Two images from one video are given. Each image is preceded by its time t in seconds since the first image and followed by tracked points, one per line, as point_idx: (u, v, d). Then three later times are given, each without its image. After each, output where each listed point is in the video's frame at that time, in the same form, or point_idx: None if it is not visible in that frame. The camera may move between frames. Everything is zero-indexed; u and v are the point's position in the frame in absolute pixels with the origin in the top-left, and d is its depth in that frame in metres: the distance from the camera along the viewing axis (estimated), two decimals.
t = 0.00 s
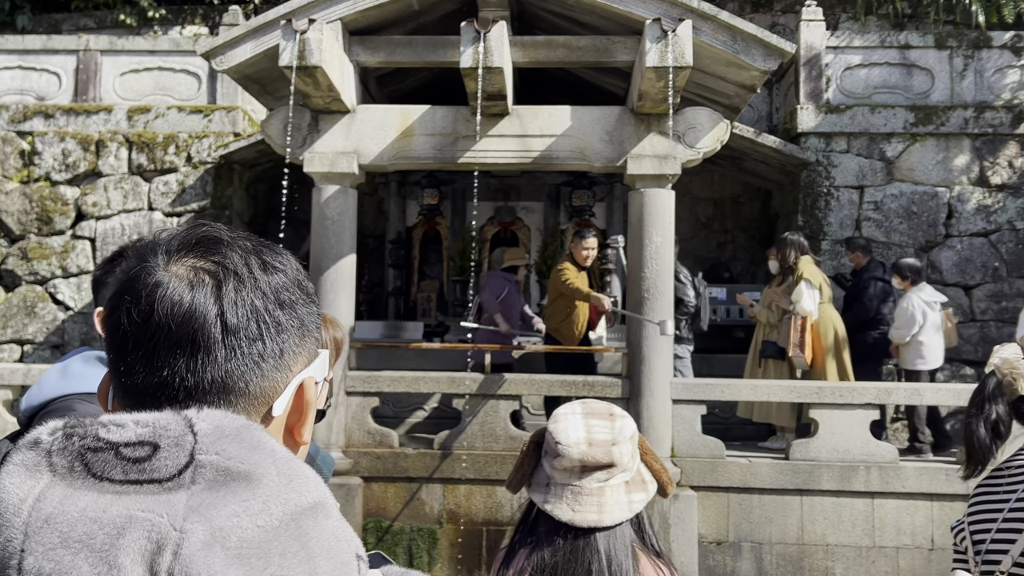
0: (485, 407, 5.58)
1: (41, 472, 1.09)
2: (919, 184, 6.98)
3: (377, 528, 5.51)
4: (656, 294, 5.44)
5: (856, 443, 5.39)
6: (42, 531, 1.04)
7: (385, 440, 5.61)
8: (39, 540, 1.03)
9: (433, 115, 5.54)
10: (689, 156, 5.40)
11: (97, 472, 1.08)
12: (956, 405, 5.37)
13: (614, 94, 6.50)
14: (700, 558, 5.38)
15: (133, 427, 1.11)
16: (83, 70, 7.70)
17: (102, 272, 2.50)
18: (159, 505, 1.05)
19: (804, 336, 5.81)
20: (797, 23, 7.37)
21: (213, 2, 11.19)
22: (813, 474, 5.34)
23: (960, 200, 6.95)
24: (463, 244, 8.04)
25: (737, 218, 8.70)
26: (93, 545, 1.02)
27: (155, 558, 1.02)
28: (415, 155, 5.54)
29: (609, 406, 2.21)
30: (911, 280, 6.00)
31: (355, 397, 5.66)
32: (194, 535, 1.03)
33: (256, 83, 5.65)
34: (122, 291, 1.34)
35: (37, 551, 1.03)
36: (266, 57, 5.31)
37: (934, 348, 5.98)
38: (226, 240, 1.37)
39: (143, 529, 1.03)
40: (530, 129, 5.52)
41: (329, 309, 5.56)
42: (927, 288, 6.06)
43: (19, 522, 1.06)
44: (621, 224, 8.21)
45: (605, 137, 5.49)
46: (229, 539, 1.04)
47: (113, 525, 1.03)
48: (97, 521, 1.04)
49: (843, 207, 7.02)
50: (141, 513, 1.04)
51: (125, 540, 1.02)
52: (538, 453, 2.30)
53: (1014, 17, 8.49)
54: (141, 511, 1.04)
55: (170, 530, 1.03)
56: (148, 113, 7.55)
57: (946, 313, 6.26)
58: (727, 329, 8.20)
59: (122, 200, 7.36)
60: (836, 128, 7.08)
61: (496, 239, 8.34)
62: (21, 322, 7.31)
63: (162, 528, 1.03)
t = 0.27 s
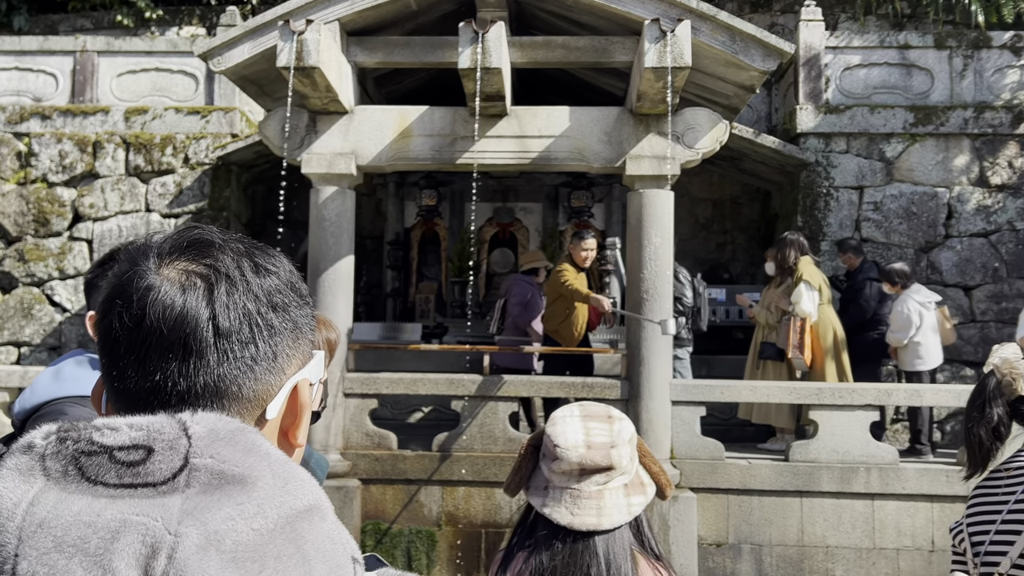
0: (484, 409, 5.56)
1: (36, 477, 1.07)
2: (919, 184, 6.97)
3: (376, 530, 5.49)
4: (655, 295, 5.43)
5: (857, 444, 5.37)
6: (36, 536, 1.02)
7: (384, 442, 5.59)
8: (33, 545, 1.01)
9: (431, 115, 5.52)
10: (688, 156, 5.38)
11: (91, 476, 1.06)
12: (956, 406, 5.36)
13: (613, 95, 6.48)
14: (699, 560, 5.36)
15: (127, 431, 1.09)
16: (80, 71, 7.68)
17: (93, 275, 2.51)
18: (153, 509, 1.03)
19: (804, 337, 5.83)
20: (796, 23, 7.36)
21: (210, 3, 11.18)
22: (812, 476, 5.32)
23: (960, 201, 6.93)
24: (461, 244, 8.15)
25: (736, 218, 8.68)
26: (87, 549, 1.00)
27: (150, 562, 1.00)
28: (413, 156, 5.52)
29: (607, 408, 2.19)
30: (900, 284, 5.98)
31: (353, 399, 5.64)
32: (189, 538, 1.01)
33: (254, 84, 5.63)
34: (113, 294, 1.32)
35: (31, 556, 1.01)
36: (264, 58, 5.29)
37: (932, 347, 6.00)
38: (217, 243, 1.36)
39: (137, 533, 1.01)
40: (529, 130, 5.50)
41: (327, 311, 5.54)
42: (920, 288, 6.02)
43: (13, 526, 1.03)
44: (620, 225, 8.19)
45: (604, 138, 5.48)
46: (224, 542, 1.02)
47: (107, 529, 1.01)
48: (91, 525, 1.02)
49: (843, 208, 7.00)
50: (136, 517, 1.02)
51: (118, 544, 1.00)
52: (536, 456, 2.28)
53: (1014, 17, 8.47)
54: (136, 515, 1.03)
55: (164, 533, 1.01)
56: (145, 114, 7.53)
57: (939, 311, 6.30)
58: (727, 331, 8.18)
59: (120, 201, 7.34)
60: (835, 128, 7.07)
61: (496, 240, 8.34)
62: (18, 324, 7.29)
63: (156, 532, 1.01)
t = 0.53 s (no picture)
0: (483, 410, 5.54)
1: (33, 477, 1.06)
2: (919, 184, 6.95)
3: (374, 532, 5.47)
4: (655, 295, 5.41)
5: (856, 445, 5.35)
6: (34, 536, 1.01)
7: (382, 443, 5.57)
8: (30, 545, 1.00)
9: (430, 115, 5.50)
10: (687, 156, 5.37)
11: (89, 476, 1.06)
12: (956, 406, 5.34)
13: (611, 95, 6.47)
14: (699, 562, 5.34)
15: (125, 431, 1.09)
16: (77, 72, 7.66)
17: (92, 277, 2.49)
18: (151, 510, 1.03)
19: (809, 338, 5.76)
20: (796, 23, 7.35)
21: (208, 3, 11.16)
22: (812, 476, 5.31)
23: (960, 200, 6.92)
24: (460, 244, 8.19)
25: (735, 218, 8.67)
26: (84, 550, 1.00)
27: (148, 563, 1.00)
28: (412, 156, 5.50)
29: (605, 409, 2.16)
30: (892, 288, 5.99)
31: (351, 400, 5.62)
32: (187, 539, 1.01)
33: (251, 84, 5.61)
34: (112, 296, 1.30)
35: (28, 557, 1.00)
36: (261, 58, 5.27)
37: (931, 346, 5.99)
38: (217, 243, 1.34)
39: (135, 534, 1.01)
40: (527, 131, 5.48)
41: (325, 312, 5.52)
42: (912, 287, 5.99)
43: (11, 527, 1.02)
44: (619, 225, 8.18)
45: (603, 138, 5.46)
46: (222, 543, 1.03)
47: (105, 529, 1.01)
48: (89, 525, 1.01)
49: (843, 208, 6.99)
50: (134, 518, 1.02)
51: (116, 545, 1.00)
52: (534, 458, 2.26)
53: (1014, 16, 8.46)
54: (134, 516, 1.02)
55: (162, 534, 1.01)
56: (142, 114, 7.51)
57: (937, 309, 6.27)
58: (727, 331, 8.17)
59: (117, 202, 7.32)
60: (834, 128, 7.06)
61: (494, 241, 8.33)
62: (15, 325, 7.27)
63: (154, 533, 1.01)
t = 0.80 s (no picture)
0: (482, 411, 5.52)
1: (34, 477, 1.09)
2: (919, 183, 6.94)
3: (373, 533, 5.44)
4: (655, 295, 5.39)
5: (857, 445, 5.34)
6: (34, 534, 1.04)
7: (381, 444, 5.55)
8: (31, 544, 1.03)
9: (428, 115, 5.49)
10: (687, 156, 5.35)
11: (89, 475, 1.09)
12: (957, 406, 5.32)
13: (611, 94, 6.45)
14: (699, 563, 5.33)
15: (125, 430, 1.12)
16: (74, 72, 7.64)
17: (84, 277, 2.50)
18: (151, 508, 1.06)
19: (812, 337, 5.73)
20: (795, 21, 7.32)
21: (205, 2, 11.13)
22: (812, 477, 5.29)
23: (960, 199, 6.90)
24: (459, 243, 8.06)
25: (735, 218, 8.65)
26: (84, 548, 1.03)
27: (148, 561, 1.03)
28: (410, 156, 5.48)
29: (604, 409, 2.15)
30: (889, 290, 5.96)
31: (350, 401, 5.60)
32: (186, 537, 1.04)
33: (249, 84, 5.59)
34: (114, 296, 1.32)
35: (28, 555, 1.03)
36: (259, 58, 5.25)
37: (932, 343, 5.99)
38: (218, 245, 1.37)
39: (134, 532, 1.04)
40: (526, 130, 5.46)
41: (324, 312, 5.50)
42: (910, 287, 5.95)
43: (11, 525, 1.05)
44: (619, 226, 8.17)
45: (602, 137, 5.45)
46: (221, 541, 1.06)
47: (105, 527, 1.04)
48: (89, 524, 1.04)
49: (843, 207, 6.98)
50: (133, 516, 1.05)
51: (116, 543, 1.03)
52: (533, 459, 2.25)
53: (1014, 15, 8.44)
54: (133, 514, 1.05)
55: (162, 532, 1.04)
56: (139, 114, 7.49)
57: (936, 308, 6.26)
58: (726, 331, 8.16)
59: (114, 203, 7.30)
60: (834, 127, 7.04)
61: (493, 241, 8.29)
62: (12, 326, 7.24)
63: (154, 531, 1.04)
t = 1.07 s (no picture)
0: (482, 411, 5.50)
1: (32, 473, 1.13)
2: (920, 182, 6.92)
3: (372, 534, 5.43)
4: (655, 294, 5.37)
5: (858, 445, 5.32)
6: (33, 532, 1.08)
7: (380, 444, 5.53)
8: (29, 541, 1.07)
9: (427, 114, 5.47)
10: (687, 154, 5.33)
11: (88, 472, 1.12)
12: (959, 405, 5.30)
13: (610, 93, 6.43)
14: (700, 563, 5.31)
15: (124, 428, 1.15)
16: (72, 71, 7.62)
17: (75, 274, 2.50)
18: (150, 505, 1.10)
19: (814, 335, 5.72)
20: (796, 19, 7.30)
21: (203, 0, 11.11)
22: (813, 476, 5.28)
23: (961, 198, 6.88)
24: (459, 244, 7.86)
25: (735, 217, 8.62)
26: (83, 545, 1.06)
27: (147, 557, 1.07)
28: (409, 155, 5.46)
29: (604, 408, 2.13)
30: (896, 282, 5.95)
31: (349, 401, 5.58)
32: (186, 534, 1.08)
33: (247, 83, 5.57)
34: (118, 293, 1.34)
35: (27, 552, 1.06)
36: (257, 57, 5.23)
37: (931, 346, 5.96)
38: (222, 242, 1.39)
39: (134, 529, 1.08)
40: (526, 128, 5.44)
41: (323, 312, 5.48)
42: (916, 286, 5.99)
43: (10, 522, 1.09)
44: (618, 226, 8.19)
45: (602, 136, 5.43)
46: (221, 538, 1.09)
47: (104, 525, 1.08)
48: (88, 521, 1.08)
49: (843, 206, 6.96)
50: (133, 513, 1.09)
51: (116, 540, 1.07)
52: (532, 458, 2.23)
53: (1015, 13, 8.41)
54: (133, 511, 1.09)
55: (162, 529, 1.08)
56: (137, 113, 7.47)
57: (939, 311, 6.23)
58: (726, 330, 8.14)
59: (112, 202, 7.28)
60: (835, 126, 7.02)
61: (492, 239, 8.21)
62: (10, 326, 7.22)
63: (153, 528, 1.08)
